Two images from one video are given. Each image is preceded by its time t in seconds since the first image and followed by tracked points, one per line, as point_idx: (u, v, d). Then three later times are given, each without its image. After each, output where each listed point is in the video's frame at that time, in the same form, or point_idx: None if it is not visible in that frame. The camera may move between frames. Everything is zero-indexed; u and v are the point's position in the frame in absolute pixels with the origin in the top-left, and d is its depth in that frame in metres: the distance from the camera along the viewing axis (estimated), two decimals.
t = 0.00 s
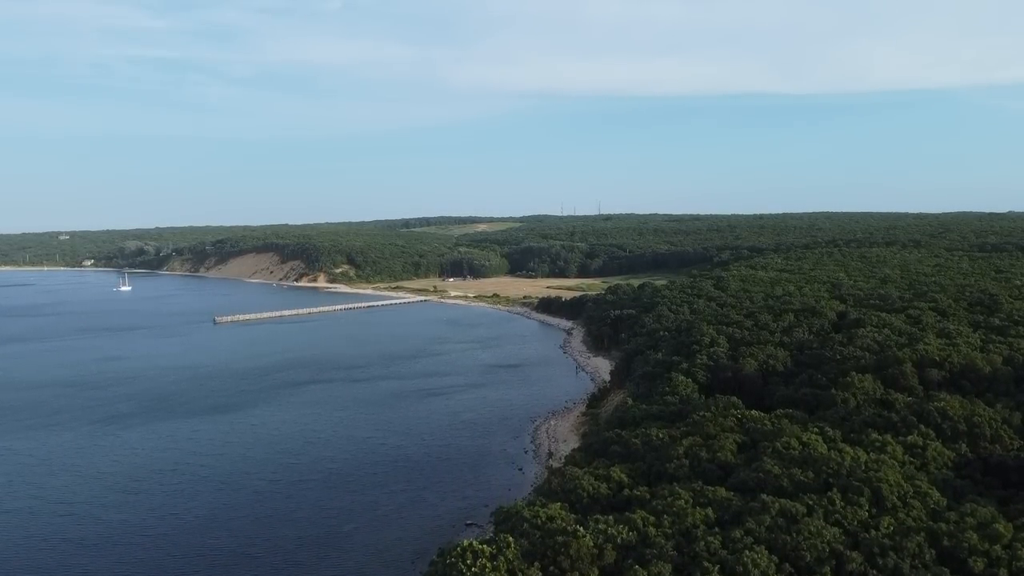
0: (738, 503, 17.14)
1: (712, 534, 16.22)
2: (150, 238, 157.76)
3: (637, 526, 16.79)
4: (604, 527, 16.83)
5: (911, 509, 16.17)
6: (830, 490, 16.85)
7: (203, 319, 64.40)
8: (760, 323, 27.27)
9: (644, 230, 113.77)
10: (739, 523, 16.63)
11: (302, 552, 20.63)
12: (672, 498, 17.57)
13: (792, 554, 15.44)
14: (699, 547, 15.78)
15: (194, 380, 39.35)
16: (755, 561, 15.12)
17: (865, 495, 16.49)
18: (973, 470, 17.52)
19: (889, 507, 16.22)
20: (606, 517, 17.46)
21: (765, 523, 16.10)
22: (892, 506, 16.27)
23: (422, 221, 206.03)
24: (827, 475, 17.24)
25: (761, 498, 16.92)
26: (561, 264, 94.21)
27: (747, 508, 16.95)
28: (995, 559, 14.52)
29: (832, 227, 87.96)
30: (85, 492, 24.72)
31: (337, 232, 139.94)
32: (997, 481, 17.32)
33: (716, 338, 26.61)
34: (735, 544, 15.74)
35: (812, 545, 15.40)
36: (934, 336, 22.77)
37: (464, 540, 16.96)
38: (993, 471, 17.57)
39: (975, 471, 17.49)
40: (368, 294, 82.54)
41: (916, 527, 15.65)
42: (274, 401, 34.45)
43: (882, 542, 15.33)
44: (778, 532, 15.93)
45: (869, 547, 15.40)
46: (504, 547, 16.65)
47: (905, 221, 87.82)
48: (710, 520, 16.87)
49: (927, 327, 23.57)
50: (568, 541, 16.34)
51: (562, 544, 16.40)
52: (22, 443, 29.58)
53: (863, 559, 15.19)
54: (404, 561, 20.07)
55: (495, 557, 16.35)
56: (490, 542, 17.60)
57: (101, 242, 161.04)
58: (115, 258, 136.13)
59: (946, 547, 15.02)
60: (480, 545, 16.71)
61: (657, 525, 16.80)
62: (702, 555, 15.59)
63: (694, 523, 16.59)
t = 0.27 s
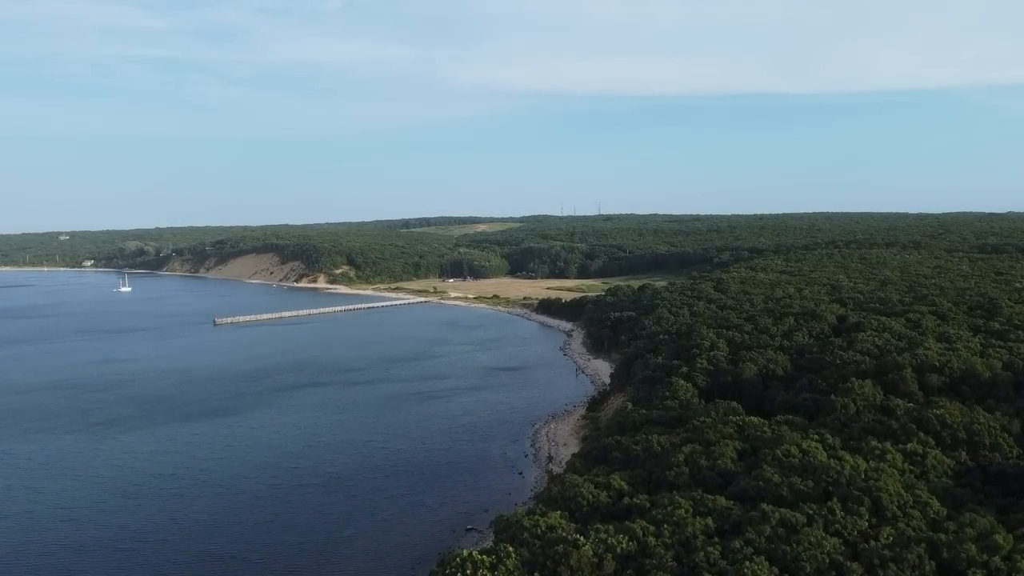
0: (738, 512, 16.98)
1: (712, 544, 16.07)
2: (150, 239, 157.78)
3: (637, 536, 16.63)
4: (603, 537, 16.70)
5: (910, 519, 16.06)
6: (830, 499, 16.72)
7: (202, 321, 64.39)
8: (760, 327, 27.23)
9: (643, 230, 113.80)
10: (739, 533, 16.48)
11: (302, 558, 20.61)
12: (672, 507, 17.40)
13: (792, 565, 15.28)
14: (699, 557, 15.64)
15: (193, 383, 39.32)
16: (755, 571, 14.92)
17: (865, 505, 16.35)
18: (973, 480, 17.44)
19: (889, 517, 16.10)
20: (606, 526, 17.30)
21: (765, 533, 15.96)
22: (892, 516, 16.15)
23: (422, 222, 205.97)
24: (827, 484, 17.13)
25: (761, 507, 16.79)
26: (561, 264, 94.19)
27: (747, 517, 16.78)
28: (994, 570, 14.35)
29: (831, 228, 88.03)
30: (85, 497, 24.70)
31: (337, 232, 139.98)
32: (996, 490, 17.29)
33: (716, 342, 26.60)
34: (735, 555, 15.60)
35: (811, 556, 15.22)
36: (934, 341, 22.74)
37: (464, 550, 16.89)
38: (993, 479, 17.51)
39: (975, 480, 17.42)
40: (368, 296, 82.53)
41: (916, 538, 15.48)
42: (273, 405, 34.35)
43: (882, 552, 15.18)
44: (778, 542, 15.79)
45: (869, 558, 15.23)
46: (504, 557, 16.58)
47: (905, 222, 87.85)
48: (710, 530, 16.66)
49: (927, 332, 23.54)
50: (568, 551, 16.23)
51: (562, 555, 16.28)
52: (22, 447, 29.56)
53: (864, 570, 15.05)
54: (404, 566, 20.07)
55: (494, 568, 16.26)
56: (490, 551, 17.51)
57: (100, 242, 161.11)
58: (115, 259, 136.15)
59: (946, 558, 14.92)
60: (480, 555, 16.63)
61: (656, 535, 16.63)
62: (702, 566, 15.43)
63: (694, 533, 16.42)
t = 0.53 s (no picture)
0: (738, 521, 16.76)
1: (711, 553, 15.86)
2: (150, 239, 157.86)
3: (636, 545, 16.42)
4: (603, 545, 16.52)
5: (910, 528, 15.82)
6: (830, 508, 16.52)
7: (203, 322, 64.41)
8: (759, 331, 27.25)
9: (644, 231, 113.83)
10: (739, 542, 16.26)
11: (301, 564, 20.60)
12: (671, 517, 17.20)
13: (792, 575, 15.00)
14: (699, 567, 15.40)
15: (193, 386, 39.31)
16: None
17: (865, 514, 16.14)
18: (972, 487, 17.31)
19: (889, 526, 15.87)
20: (606, 535, 17.10)
21: (764, 542, 15.75)
22: (892, 525, 15.92)
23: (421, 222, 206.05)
24: (826, 493, 16.98)
25: (761, 516, 16.59)
26: (561, 265, 94.19)
27: (747, 526, 16.55)
28: None
29: (831, 229, 88.09)
30: (85, 501, 24.71)
31: (337, 232, 140.05)
32: (996, 499, 17.17)
33: (716, 346, 26.59)
34: (735, 564, 15.36)
35: (811, 567, 14.85)
36: (934, 345, 22.76)
37: (464, 559, 16.82)
38: (992, 487, 17.49)
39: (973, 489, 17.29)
40: (368, 296, 82.58)
41: (916, 548, 15.17)
42: (272, 408, 34.29)
43: (883, 561, 14.87)
44: (778, 551, 15.56)
45: (870, 568, 14.86)
46: (503, 566, 16.54)
47: (905, 222, 87.84)
48: (710, 539, 16.45)
49: (927, 336, 23.57)
50: (568, 560, 16.06)
51: (562, 564, 16.12)
52: (22, 451, 29.57)
53: None
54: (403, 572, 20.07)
55: None
56: (490, 561, 17.44)
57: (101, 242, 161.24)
58: (115, 259, 136.25)
59: (945, 569, 14.40)
60: (480, 564, 16.57)
61: (656, 545, 16.40)
62: None
63: (694, 543, 16.19)
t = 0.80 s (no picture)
0: (738, 530, 16.69)
1: (710, 562, 15.79)
2: (150, 239, 157.87)
3: (635, 554, 16.34)
4: (602, 554, 16.44)
5: (909, 537, 15.77)
6: (829, 517, 16.44)
7: (202, 323, 64.43)
8: (758, 335, 27.27)
9: (643, 231, 113.84)
10: (739, 551, 16.18)
11: (301, 569, 20.62)
12: (671, 526, 17.13)
13: None
14: None
15: (193, 389, 39.32)
16: None
17: (864, 523, 16.07)
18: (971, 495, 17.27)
19: (888, 535, 15.79)
20: (606, 544, 17.01)
21: (763, 552, 15.66)
22: (891, 535, 15.84)
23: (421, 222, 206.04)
24: (825, 501, 16.93)
25: (760, 526, 16.51)
26: (561, 265, 94.20)
27: (746, 535, 16.48)
28: None
29: (831, 229, 88.15)
30: (84, 506, 24.72)
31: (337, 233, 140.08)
32: (995, 507, 17.13)
33: (716, 350, 26.60)
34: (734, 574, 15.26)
35: None
36: (934, 350, 22.79)
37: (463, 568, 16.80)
38: (992, 496, 17.46)
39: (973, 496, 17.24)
40: (368, 298, 82.56)
41: (914, 560, 15.07)
42: (272, 412, 34.28)
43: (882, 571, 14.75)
44: (777, 561, 15.48)
45: None
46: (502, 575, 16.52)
47: (904, 223, 87.83)
48: (709, 548, 16.37)
49: (927, 340, 23.59)
50: (568, 569, 16.01)
51: (562, 573, 16.06)
52: (22, 454, 29.60)
53: None
54: None
55: None
56: (490, 570, 17.41)
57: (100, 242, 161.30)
58: (115, 259, 136.32)
59: None
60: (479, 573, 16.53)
61: (655, 554, 16.30)
62: None
63: (694, 552, 16.10)
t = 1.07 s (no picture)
0: (738, 539, 16.67)
1: (710, 571, 15.77)
2: (150, 239, 157.98)
3: (634, 562, 16.31)
4: (602, 562, 16.41)
5: (909, 546, 15.77)
6: (829, 525, 16.43)
7: (202, 324, 64.47)
8: (758, 338, 27.25)
9: (643, 232, 113.82)
10: (739, 560, 16.16)
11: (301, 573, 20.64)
12: (671, 534, 17.10)
13: None
14: None
15: (193, 391, 39.37)
16: None
17: (863, 531, 16.05)
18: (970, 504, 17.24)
19: (887, 544, 15.77)
20: (605, 553, 16.98)
21: (762, 561, 15.63)
22: (890, 543, 15.84)
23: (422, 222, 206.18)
24: (824, 508, 16.91)
25: (759, 534, 16.48)
26: (560, 266, 94.26)
27: (746, 544, 16.44)
28: None
29: (831, 230, 88.30)
30: (84, 510, 24.76)
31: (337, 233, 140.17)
32: (993, 515, 17.13)
33: (716, 353, 26.59)
34: None
35: None
36: (934, 354, 22.80)
37: None
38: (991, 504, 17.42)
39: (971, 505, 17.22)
40: (368, 299, 82.45)
41: (914, 570, 15.04)
42: (271, 415, 34.33)
43: None
44: (777, 570, 15.44)
45: None
46: None
47: (904, 223, 87.81)
48: (709, 557, 16.34)
49: (927, 344, 23.60)
50: None
51: None
52: (22, 457, 29.63)
53: None
54: None
55: None
56: None
57: (100, 242, 161.46)
58: (115, 259, 136.46)
59: None
60: None
61: (655, 563, 16.26)
62: None
63: (693, 561, 16.07)
